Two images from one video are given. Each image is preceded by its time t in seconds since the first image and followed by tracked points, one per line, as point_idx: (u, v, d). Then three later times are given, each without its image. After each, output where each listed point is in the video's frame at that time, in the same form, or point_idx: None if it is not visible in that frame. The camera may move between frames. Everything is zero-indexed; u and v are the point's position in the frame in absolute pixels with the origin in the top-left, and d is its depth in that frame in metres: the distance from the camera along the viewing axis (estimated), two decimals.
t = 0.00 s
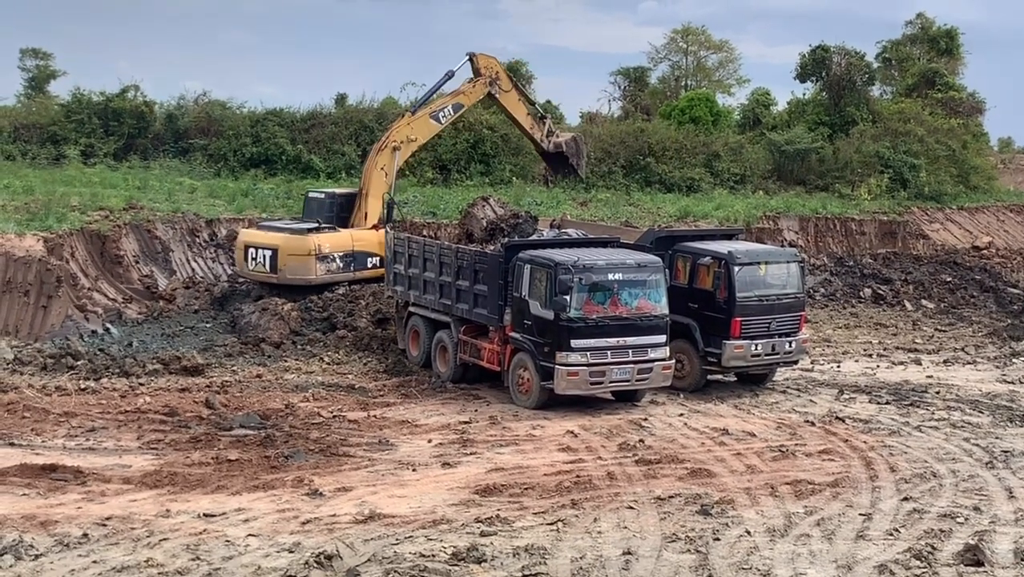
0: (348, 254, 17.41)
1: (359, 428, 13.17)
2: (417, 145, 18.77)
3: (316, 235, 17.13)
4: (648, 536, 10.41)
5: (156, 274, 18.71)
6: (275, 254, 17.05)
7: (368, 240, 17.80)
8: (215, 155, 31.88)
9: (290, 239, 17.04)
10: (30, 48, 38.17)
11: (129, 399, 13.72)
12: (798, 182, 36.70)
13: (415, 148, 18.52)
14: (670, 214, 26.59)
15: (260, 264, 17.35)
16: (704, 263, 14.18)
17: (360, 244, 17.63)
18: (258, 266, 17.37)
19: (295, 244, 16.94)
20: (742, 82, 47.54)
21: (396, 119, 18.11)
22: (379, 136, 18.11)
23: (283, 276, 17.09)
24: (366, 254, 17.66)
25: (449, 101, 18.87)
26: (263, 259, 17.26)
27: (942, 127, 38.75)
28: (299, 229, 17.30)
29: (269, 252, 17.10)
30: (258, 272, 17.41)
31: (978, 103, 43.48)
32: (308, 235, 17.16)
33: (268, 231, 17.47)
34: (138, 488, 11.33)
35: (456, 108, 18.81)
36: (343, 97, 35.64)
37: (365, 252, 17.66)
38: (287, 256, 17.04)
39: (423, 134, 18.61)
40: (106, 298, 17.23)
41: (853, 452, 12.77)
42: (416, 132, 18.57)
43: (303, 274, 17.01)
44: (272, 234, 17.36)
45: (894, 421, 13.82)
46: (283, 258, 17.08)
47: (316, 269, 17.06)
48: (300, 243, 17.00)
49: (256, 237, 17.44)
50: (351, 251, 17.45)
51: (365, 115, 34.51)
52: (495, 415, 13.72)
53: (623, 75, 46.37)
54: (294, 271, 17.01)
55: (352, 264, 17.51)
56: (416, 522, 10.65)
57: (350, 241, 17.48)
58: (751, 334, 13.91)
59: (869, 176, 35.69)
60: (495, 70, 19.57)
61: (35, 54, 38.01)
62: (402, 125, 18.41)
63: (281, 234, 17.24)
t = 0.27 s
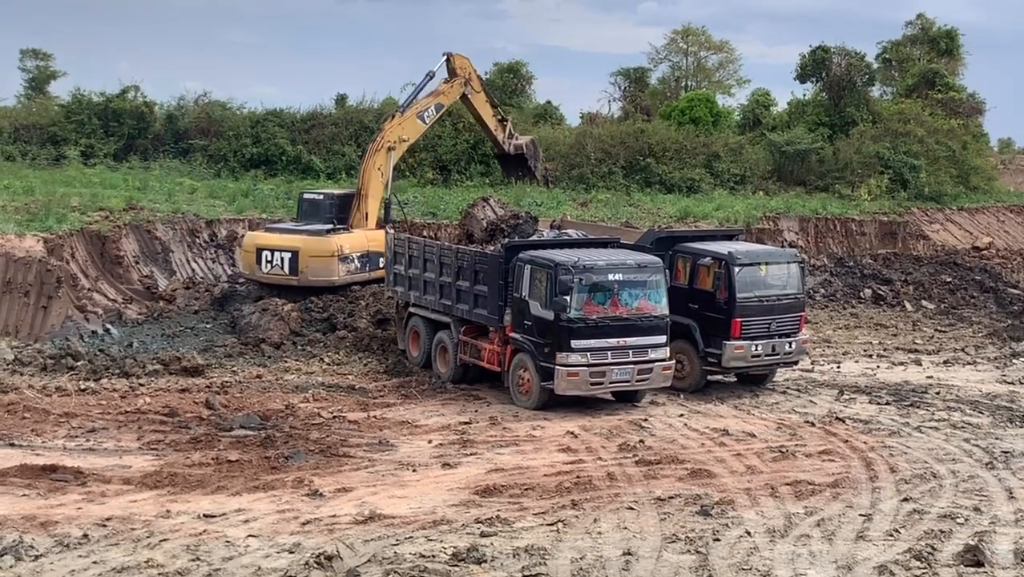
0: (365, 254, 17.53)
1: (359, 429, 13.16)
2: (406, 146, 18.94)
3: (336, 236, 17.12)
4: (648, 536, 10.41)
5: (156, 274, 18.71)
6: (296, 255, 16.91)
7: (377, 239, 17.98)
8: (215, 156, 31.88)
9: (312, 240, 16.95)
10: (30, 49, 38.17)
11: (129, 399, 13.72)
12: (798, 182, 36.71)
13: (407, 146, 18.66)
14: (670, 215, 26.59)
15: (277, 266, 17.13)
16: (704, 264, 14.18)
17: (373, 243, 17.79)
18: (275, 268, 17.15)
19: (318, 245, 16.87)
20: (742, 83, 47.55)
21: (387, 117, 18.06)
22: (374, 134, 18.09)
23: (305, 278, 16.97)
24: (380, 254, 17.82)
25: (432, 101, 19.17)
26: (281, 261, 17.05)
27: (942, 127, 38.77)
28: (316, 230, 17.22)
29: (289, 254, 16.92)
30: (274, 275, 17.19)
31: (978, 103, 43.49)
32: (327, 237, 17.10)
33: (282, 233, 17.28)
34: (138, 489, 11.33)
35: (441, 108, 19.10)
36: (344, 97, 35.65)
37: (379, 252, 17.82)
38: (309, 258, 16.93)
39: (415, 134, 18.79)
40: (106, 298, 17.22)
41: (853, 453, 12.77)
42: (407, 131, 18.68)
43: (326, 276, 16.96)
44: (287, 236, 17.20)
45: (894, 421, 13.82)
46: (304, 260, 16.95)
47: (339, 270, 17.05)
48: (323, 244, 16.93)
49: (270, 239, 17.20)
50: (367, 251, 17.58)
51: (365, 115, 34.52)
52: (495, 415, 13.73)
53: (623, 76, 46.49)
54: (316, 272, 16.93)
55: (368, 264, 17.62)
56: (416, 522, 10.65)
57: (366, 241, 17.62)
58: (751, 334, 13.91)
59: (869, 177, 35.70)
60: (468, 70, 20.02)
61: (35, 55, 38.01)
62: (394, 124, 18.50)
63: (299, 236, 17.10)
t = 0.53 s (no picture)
0: (381, 253, 17.91)
1: (359, 428, 13.16)
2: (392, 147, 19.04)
3: (357, 236, 17.32)
4: (648, 536, 10.41)
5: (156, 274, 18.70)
6: (320, 256, 16.95)
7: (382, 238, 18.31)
8: (215, 155, 31.88)
9: (335, 240, 17.05)
10: (30, 48, 38.15)
11: (129, 399, 13.72)
12: (798, 182, 36.70)
13: (397, 146, 18.78)
14: (670, 215, 26.59)
15: (298, 267, 17.10)
16: (704, 264, 14.18)
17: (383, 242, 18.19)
18: (295, 269, 17.09)
19: (343, 245, 17.01)
20: (742, 83, 47.53)
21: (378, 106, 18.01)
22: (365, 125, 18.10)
23: (328, 278, 17.05)
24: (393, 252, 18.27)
25: (410, 100, 19.30)
26: (303, 262, 17.03)
27: (943, 128, 38.77)
28: (334, 229, 17.32)
29: (313, 254, 16.93)
30: (294, 276, 17.14)
31: (979, 104, 43.48)
32: (348, 237, 17.25)
33: (299, 234, 17.25)
34: (138, 488, 11.34)
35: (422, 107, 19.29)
36: (344, 97, 35.63)
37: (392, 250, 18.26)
38: (333, 257, 17.04)
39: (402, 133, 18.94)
40: (106, 298, 17.21)
41: (853, 453, 12.77)
42: (394, 130, 18.77)
43: (349, 275, 17.14)
44: (306, 237, 17.21)
45: (894, 421, 13.82)
46: (327, 260, 17.03)
47: (360, 269, 17.29)
48: (346, 244, 17.08)
49: (288, 240, 17.12)
50: (382, 250, 17.96)
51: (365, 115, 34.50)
52: (495, 415, 13.73)
53: (623, 76, 46.54)
54: (340, 272, 17.06)
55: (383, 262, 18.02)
56: (416, 522, 10.65)
57: (381, 240, 18.00)
58: (751, 334, 13.90)
59: (869, 177, 35.68)
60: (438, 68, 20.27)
61: (35, 54, 37.99)
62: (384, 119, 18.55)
63: (320, 237, 17.14)
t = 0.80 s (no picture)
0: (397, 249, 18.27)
1: (359, 428, 13.16)
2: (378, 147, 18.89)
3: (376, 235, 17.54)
4: (648, 536, 10.41)
5: (156, 273, 18.69)
6: (345, 256, 17.05)
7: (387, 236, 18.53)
8: (216, 155, 31.90)
9: (358, 239, 17.19)
10: (31, 47, 38.16)
11: (129, 398, 13.71)
12: (799, 183, 36.71)
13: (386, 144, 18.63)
14: (670, 215, 26.59)
15: (320, 267, 17.09)
16: (705, 264, 14.17)
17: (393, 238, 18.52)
18: (318, 269, 17.08)
19: (368, 245, 17.19)
20: (743, 83, 47.51)
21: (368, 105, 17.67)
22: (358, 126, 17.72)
23: (353, 277, 17.18)
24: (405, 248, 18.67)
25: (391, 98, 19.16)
26: (327, 262, 17.04)
27: (943, 128, 38.77)
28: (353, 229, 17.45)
29: (338, 254, 16.98)
30: (316, 276, 17.12)
31: (979, 104, 43.48)
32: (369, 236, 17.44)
33: (317, 235, 17.21)
34: (138, 487, 11.34)
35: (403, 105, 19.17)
36: (344, 97, 35.63)
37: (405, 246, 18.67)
38: (356, 257, 17.18)
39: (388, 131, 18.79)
40: (106, 297, 17.20)
41: (853, 453, 12.76)
42: (382, 129, 18.54)
43: (373, 274, 17.36)
44: (326, 237, 17.24)
45: (894, 422, 13.81)
46: (352, 260, 17.15)
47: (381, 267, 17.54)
48: (369, 243, 17.28)
49: (310, 242, 17.08)
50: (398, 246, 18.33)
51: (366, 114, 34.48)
52: (495, 415, 13.73)
53: (624, 76, 46.61)
54: (364, 271, 17.24)
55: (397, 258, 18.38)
56: (416, 522, 10.65)
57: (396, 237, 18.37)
58: (751, 334, 13.89)
59: (870, 177, 35.68)
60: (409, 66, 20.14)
61: (36, 54, 37.98)
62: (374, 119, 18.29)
63: (341, 236, 17.21)
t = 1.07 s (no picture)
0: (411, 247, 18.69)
1: (362, 429, 13.16)
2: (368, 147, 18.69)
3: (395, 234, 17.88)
4: (650, 537, 10.41)
5: (159, 274, 18.68)
6: (369, 257, 17.33)
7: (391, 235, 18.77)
8: (218, 155, 31.93)
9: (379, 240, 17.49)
10: (34, 48, 38.18)
11: (131, 399, 13.71)
12: (801, 184, 36.72)
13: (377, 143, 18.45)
14: (673, 216, 26.59)
15: (344, 268, 17.31)
16: (707, 265, 14.17)
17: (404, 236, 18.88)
18: (342, 270, 17.29)
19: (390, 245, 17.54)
20: (746, 84, 47.49)
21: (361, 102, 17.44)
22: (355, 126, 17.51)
23: (375, 277, 17.49)
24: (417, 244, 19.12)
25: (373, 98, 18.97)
26: (351, 263, 17.29)
27: (946, 129, 38.75)
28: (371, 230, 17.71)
29: (362, 256, 17.24)
30: (340, 277, 17.32)
31: (982, 106, 43.47)
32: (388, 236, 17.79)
33: (337, 237, 17.38)
34: (140, 488, 11.34)
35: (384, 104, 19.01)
36: (347, 97, 35.62)
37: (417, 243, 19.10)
38: (378, 258, 17.50)
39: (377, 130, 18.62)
40: (109, 298, 17.18)
41: (856, 455, 12.76)
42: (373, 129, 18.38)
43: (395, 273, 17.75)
44: (348, 239, 17.44)
45: (897, 423, 13.81)
46: (374, 260, 17.45)
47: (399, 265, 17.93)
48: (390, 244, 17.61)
49: (332, 243, 17.26)
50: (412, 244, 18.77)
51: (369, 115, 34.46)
52: (498, 415, 13.72)
53: (626, 77, 46.69)
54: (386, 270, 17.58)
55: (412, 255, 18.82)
56: (419, 522, 10.65)
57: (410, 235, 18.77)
58: (754, 335, 13.87)
59: (872, 178, 35.67)
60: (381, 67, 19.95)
61: (38, 54, 37.96)
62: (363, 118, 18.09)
63: (363, 237, 17.45)
